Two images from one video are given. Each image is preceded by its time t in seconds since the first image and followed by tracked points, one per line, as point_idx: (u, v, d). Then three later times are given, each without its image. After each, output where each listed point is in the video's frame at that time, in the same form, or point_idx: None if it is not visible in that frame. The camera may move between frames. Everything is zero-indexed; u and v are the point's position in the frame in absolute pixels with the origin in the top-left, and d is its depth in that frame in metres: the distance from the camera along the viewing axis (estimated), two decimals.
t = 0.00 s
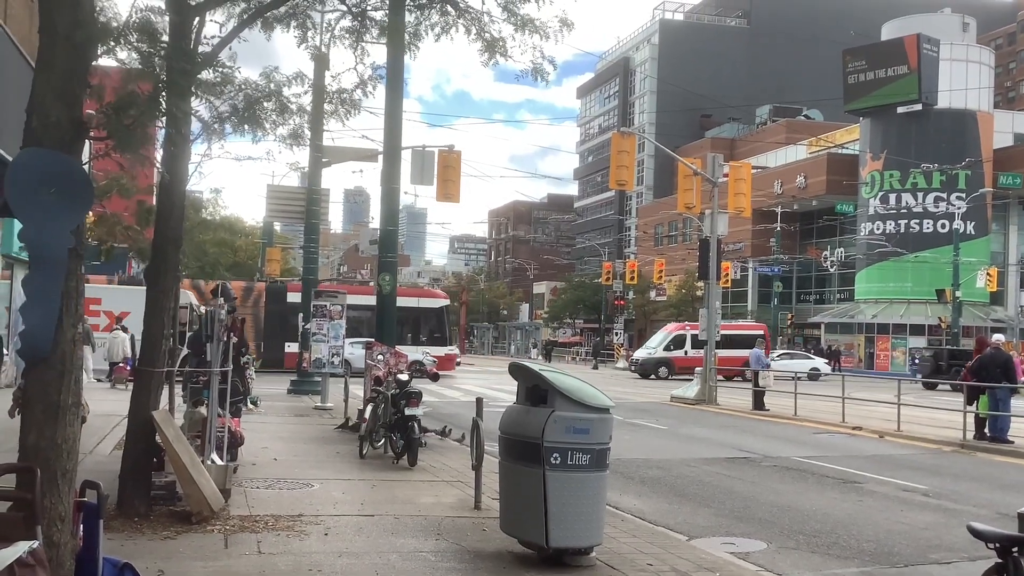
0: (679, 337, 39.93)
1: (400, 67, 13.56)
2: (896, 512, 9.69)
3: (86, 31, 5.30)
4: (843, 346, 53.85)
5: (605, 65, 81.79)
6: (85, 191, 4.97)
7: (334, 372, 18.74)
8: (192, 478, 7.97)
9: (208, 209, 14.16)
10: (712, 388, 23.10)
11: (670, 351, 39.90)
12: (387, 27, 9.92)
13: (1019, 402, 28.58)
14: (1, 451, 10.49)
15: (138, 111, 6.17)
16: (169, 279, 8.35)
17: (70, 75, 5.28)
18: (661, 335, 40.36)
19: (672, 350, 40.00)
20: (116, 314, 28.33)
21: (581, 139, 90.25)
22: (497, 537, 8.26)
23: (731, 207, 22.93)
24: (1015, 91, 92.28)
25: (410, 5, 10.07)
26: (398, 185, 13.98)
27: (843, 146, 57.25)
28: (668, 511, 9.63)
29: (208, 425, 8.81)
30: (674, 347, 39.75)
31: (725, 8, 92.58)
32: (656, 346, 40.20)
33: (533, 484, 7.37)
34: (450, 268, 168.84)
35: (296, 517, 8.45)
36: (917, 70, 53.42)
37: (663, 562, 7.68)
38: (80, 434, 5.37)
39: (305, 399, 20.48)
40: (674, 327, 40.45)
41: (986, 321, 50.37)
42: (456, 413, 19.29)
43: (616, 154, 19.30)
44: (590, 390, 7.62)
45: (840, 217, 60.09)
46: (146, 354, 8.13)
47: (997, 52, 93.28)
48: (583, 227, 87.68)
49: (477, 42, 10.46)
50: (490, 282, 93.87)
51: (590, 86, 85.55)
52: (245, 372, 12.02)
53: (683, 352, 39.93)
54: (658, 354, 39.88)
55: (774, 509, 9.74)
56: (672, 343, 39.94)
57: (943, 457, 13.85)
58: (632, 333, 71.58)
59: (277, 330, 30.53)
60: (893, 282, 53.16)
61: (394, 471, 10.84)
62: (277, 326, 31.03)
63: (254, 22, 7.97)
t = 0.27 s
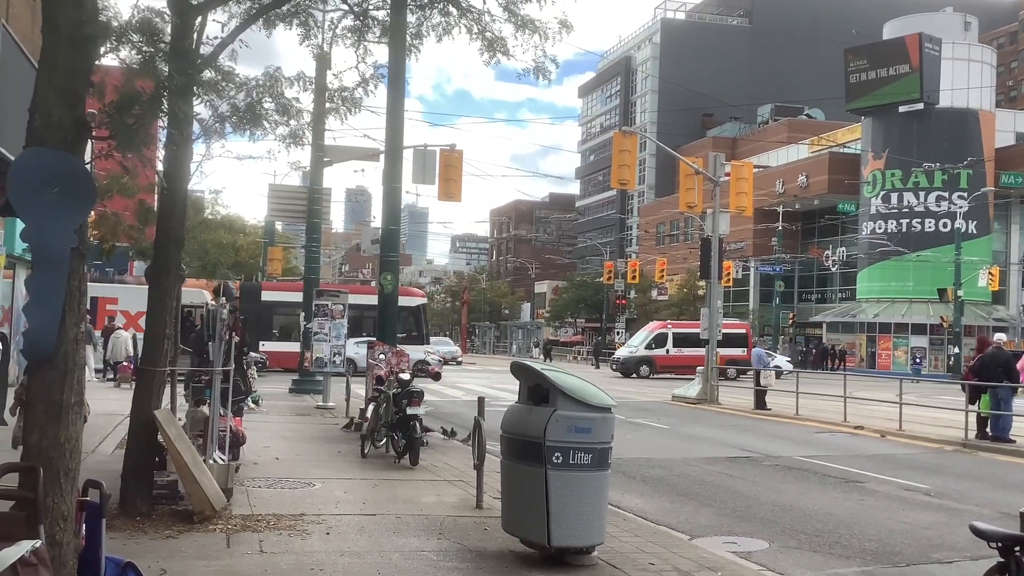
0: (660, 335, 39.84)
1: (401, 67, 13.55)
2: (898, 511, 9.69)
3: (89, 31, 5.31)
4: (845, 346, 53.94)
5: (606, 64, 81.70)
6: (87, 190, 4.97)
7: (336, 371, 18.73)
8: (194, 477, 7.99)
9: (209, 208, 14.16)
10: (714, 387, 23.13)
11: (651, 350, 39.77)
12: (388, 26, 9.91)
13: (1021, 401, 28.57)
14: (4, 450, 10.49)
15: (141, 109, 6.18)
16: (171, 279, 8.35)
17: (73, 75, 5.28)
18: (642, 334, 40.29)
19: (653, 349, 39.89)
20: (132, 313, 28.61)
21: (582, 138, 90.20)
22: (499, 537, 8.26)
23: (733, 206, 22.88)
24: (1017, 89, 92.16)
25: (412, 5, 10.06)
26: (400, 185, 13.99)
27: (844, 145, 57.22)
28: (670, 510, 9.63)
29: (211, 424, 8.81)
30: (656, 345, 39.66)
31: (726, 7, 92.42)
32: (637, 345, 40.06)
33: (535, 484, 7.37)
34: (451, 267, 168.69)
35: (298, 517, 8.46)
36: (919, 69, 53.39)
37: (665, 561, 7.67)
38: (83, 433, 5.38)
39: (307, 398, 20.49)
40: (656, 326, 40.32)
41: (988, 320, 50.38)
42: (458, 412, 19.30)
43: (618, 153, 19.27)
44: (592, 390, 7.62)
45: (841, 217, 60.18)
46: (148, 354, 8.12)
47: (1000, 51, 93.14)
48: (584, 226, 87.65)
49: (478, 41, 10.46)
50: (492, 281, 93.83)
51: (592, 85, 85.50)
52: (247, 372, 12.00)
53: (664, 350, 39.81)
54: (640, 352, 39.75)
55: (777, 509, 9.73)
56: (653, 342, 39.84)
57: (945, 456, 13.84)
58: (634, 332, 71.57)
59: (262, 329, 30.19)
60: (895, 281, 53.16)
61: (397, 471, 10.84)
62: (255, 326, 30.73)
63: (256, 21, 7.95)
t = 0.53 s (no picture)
0: (639, 333, 39.69)
1: (401, 66, 13.55)
2: (899, 510, 9.69)
3: (89, 29, 5.31)
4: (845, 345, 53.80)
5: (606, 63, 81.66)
6: (88, 189, 4.97)
7: (336, 370, 18.68)
8: (195, 477, 8.00)
9: (209, 208, 14.18)
10: (714, 386, 23.13)
11: (630, 348, 39.66)
12: (389, 26, 9.91)
13: (1021, 400, 28.58)
14: (5, 450, 10.50)
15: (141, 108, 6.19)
16: (171, 279, 8.35)
17: (73, 74, 5.28)
18: (623, 333, 40.10)
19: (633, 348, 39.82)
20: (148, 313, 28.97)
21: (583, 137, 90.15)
22: (499, 536, 8.27)
23: (733, 205, 22.87)
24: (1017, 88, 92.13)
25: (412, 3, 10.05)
26: (399, 184, 13.98)
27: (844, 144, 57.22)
28: (670, 509, 9.63)
29: (211, 424, 8.82)
30: (634, 344, 39.40)
31: (726, 6, 92.37)
32: (618, 343, 40.02)
33: (535, 483, 7.37)
34: (452, 267, 168.56)
35: (299, 516, 8.45)
36: (919, 68, 53.30)
37: (666, 560, 7.67)
38: (83, 432, 5.38)
39: (307, 398, 20.49)
40: (636, 324, 40.08)
41: (988, 319, 50.42)
42: (458, 411, 19.30)
43: (618, 152, 19.26)
44: (592, 389, 7.62)
45: (842, 215, 60.20)
46: (148, 353, 8.11)
47: (1000, 50, 93.13)
48: (584, 225, 87.61)
49: (478, 40, 10.46)
50: (492, 280, 93.80)
51: (592, 84, 85.48)
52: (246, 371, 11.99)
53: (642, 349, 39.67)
54: (619, 351, 39.62)
55: (777, 508, 9.74)
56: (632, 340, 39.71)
57: (945, 455, 13.85)
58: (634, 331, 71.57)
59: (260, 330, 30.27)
60: (895, 280, 53.12)
61: (397, 470, 10.84)
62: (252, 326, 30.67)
63: (256, 20, 7.96)
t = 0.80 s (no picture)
0: (618, 330, 39.61)
1: (400, 64, 13.54)
2: (899, 507, 9.70)
3: (88, 28, 5.30)
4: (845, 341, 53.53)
5: (606, 60, 81.52)
6: (87, 187, 4.98)
7: (336, 368, 18.62)
8: (195, 474, 8.00)
9: (209, 205, 14.17)
10: (715, 383, 23.13)
11: (609, 345, 39.60)
12: (389, 23, 9.88)
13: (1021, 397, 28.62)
14: (4, 447, 10.50)
15: (141, 106, 6.20)
16: (171, 277, 8.35)
17: (72, 72, 5.28)
18: (602, 329, 40.07)
19: (611, 345, 39.75)
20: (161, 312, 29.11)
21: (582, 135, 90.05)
22: (500, 533, 8.27)
23: (733, 202, 22.87)
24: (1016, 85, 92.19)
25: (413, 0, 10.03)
26: (399, 181, 13.97)
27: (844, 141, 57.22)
28: (670, 506, 9.64)
29: (211, 422, 8.82)
30: (613, 341, 39.46)
31: (726, 3, 92.38)
32: (597, 339, 39.93)
33: (535, 479, 7.38)
34: (451, 265, 168.45)
35: (299, 513, 8.46)
36: (919, 65, 53.10)
37: (665, 557, 7.69)
38: (83, 430, 5.38)
39: (307, 395, 20.48)
40: (615, 320, 40.03)
41: (988, 316, 50.46)
42: (458, 409, 19.29)
43: (618, 149, 19.25)
44: (593, 386, 7.63)
45: (842, 212, 60.15)
46: (148, 352, 8.11)
47: (999, 47, 93.18)
48: (584, 222, 87.53)
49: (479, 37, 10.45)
50: (492, 278, 93.78)
51: (592, 81, 85.37)
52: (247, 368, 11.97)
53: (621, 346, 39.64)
54: (597, 348, 39.54)
55: (777, 505, 9.74)
56: (611, 337, 39.61)
57: (945, 451, 13.87)
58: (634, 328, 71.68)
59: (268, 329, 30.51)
60: (895, 276, 53.09)
61: (397, 467, 10.84)
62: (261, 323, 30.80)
63: (255, 18, 7.95)
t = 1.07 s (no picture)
0: (598, 326, 39.15)
1: (400, 60, 13.52)
2: (900, 503, 9.70)
3: (87, 25, 5.30)
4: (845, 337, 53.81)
5: (606, 56, 81.37)
6: (86, 184, 4.96)
7: (337, 365, 18.69)
8: (196, 471, 8.00)
9: (210, 203, 14.16)
10: (715, 379, 23.18)
11: (587, 341, 39.01)
12: (389, 20, 9.86)
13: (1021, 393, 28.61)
14: (4, 444, 10.50)
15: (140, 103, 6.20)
16: (172, 273, 8.35)
17: (70, 69, 5.28)
18: (580, 325, 39.52)
19: (590, 340, 39.30)
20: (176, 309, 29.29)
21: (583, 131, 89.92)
22: (500, 529, 8.28)
23: (733, 199, 22.82)
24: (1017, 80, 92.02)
25: None
26: (400, 178, 13.97)
27: (845, 137, 57.16)
28: (671, 503, 9.64)
29: (212, 418, 8.83)
30: (592, 337, 38.99)
31: None
32: (574, 335, 39.35)
33: (536, 475, 7.38)
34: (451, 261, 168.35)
35: (300, 510, 8.47)
36: (919, 60, 53.27)
37: (666, 553, 7.69)
38: (84, 428, 5.39)
39: (307, 392, 20.51)
40: (594, 316, 39.58)
41: (988, 312, 50.48)
42: (458, 406, 19.29)
43: (618, 145, 19.22)
44: (593, 382, 7.63)
45: (842, 208, 60.09)
46: (149, 349, 8.11)
47: (1000, 42, 93.02)
48: (585, 219, 87.49)
49: (479, 34, 10.44)
50: (493, 274, 93.74)
51: (592, 77, 85.23)
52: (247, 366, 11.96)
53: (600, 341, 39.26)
54: (576, 344, 39.02)
55: (777, 501, 9.74)
56: (591, 333, 39.14)
57: (945, 447, 13.87)
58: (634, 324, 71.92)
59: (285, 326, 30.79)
60: (896, 272, 53.14)
61: (398, 464, 10.84)
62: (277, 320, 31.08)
63: (254, 15, 7.94)
